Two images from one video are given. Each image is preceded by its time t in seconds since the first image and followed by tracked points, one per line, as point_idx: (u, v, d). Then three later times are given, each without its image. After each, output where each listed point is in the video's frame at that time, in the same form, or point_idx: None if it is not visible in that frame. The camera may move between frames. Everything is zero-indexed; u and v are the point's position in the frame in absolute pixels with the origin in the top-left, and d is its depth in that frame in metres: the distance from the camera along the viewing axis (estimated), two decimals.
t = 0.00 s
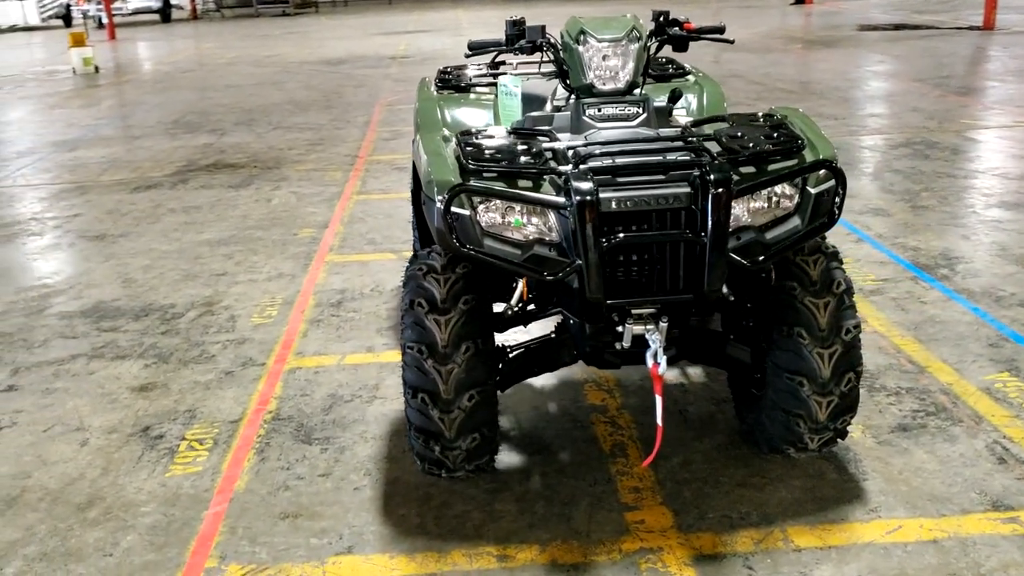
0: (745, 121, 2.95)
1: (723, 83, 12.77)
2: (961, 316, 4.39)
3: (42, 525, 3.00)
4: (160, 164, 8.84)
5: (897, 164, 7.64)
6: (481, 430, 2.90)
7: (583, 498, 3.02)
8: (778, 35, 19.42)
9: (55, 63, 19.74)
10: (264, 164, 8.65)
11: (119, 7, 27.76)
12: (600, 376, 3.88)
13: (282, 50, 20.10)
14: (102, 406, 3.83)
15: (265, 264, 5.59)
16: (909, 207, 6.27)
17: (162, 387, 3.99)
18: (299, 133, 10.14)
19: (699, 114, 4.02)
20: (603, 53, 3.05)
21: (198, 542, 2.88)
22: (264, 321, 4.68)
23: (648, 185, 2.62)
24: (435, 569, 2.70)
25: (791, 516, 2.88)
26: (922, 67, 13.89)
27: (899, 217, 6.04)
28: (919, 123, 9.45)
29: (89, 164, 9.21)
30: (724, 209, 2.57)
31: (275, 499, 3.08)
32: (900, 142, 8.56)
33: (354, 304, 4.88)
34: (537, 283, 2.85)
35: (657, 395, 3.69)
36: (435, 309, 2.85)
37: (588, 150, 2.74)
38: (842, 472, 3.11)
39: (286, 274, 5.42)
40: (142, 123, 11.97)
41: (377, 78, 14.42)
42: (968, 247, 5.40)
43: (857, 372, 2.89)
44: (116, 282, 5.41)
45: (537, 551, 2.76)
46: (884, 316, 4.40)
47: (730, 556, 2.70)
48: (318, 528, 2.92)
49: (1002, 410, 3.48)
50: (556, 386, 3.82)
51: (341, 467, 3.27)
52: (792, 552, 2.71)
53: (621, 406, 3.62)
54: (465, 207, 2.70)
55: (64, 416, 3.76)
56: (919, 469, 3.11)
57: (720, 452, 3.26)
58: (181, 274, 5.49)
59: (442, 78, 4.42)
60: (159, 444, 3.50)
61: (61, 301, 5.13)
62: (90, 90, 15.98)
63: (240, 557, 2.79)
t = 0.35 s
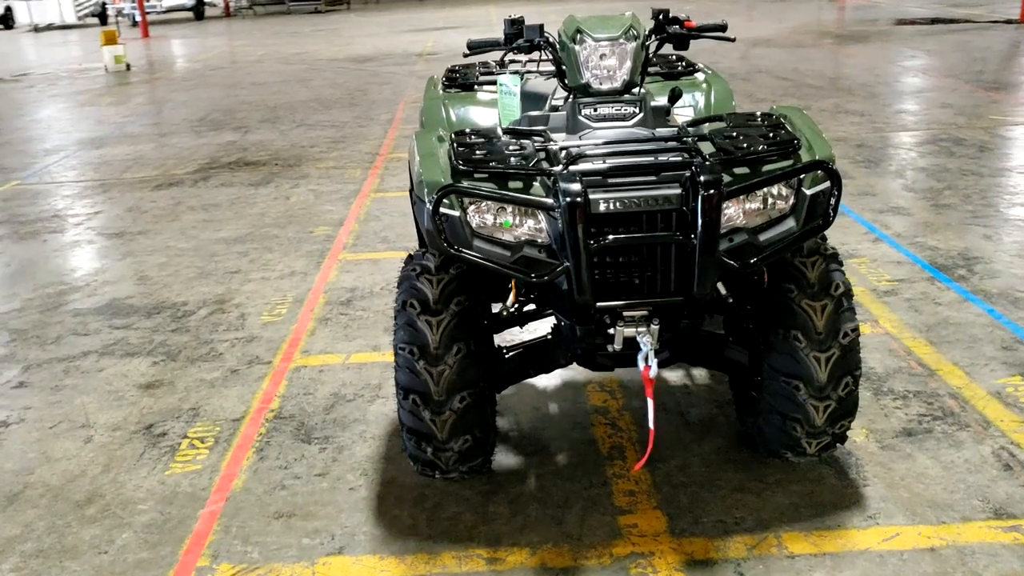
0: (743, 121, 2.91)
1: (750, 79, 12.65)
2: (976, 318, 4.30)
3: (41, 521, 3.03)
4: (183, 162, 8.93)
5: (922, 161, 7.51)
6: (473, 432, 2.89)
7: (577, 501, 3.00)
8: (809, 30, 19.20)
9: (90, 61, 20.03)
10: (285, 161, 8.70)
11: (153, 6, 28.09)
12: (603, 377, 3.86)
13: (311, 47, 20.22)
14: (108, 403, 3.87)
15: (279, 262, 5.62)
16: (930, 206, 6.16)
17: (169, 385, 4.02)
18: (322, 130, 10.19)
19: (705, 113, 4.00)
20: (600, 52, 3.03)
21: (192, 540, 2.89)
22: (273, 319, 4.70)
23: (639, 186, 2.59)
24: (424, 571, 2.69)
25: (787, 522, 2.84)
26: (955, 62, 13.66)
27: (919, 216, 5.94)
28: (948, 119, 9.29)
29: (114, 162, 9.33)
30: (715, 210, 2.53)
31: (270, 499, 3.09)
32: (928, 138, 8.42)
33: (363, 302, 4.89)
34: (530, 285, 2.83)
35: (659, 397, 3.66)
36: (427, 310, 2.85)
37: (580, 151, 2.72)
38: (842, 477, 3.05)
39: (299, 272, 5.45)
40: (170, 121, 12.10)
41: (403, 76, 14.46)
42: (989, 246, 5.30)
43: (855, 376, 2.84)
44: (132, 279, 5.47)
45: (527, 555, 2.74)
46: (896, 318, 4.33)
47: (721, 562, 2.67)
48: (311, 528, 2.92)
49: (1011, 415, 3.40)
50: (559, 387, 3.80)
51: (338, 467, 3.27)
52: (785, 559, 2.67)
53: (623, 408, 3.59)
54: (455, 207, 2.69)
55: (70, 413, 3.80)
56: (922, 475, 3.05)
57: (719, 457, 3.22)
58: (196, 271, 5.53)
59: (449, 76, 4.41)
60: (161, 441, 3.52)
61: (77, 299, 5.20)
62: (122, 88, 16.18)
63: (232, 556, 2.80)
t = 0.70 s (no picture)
0: (735, 120, 2.87)
1: (769, 76, 12.54)
2: (983, 320, 4.24)
3: (32, 516, 3.05)
4: (197, 158, 8.97)
5: (938, 160, 7.41)
6: (460, 432, 2.87)
7: (566, 502, 2.98)
8: (832, 26, 19.02)
9: (112, 57, 20.21)
10: (298, 157, 8.72)
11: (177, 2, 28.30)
12: (601, 377, 3.83)
13: (331, 44, 20.28)
14: (107, 398, 3.89)
15: (285, 259, 5.63)
16: (944, 205, 6.07)
17: (167, 381, 4.04)
18: (337, 127, 10.20)
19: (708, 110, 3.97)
20: (593, 50, 3.00)
21: (179, 537, 2.90)
22: (275, 316, 4.71)
23: (624, 186, 2.56)
24: (408, 572, 2.68)
25: (776, 526, 2.81)
26: (979, 58, 13.48)
27: (932, 215, 5.86)
28: (968, 117, 9.17)
29: (130, 158, 9.39)
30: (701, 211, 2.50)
31: (260, 496, 3.09)
32: (946, 136, 8.31)
33: (365, 300, 4.89)
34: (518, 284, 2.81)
35: (656, 398, 3.63)
36: (414, 309, 2.83)
37: (568, 150, 2.69)
38: (835, 481, 3.01)
39: (304, 269, 5.46)
40: (187, 117, 12.17)
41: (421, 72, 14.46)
42: (1001, 247, 5.22)
43: (847, 380, 2.79)
44: (139, 275, 5.50)
45: (512, 556, 2.73)
46: (901, 319, 4.27)
47: (707, 566, 2.64)
48: (298, 527, 2.92)
49: (1013, 420, 3.34)
50: (555, 386, 3.77)
51: (330, 466, 3.27)
52: (771, 564, 2.63)
53: (618, 408, 3.57)
54: (440, 206, 2.67)
55: (69, 408, 3.82)
56: (917, 480, 3.01)
57: (712, 459, 3.18)
58: (202, 268, 5.55)
59: (451, 73, 4.39)
60: (156, 438, 3.53)
61: (83, 294, 5.23)
62: (143, 83, 16.31)
63: (218, 554, 2.80)
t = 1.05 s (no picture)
0: (720, 118, 2.84)
1: (783, 74, 12.46)
2: (981, 321, 4.19)
3: (17, 509, 3.07)
4: (207, 154, 9.02)
5: (948, 159, 7.34)
6: (441, 430, 2.87)
7: (548, 501, 2.97)
8: (850, 23, 18.88)
9: (130, 53, 20.35)
10: (306, 153, 8.74)
11: None
12: (591, 376, 3.81)
13: (347, 40, 20.32)
14: (100, 392, 3.91)
15: (285, 255, 5.65)
16: (951, 205, 6.01)
17: (161, 376, 4.06)
18: (347, 123, 10.23)
19: (703, 107, 3.92)
20: (578, 47, 2.99)
21: (161, 532, 2.91)
22: (272, 311, 4.73)
23: (602, 185, 2.54)
24: (385, 569, 2.68)
25: (757, 528, 2.79)
26: (997, 56, 13.34)
27: (937, 215, 5.80)
28: (982, 116, 9.07)
29: (142, 153, 9.46)
30: (679, 210, 2.48)
31: (243, 492, 3.10)
32: (959, 135, 8.22)
33: (362, 296, 4.89)
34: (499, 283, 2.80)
35: (645, 398, 3.61)
36: (396, 306, 2.83)
37: (548, 148, 2.68)
38: (819, 483, 2.99)
39: (304, 265, 5.47)
40: (201, 113, 12.24)
41: (434, 69, 14.47)
42: (1006, 248, 5.15)
43: (829, 381, 2.77)
44: (141, 270, 5.53)
45: (489, 555, 2.72)
46: (898, 320, 4.23)
47: (684, 567, 2.62)
48: (279, 523, 2.93)
49: (1004, 423, 3.30)
50: (545, 385, 3.76)
51: (315, 462, 3.27)
52: (750, 566, 2.62)
53: (607, 407, 3.55)
54: (420, 204, 2.67)
55: (62, 402, 3.85)
56: (903, 483, 2.98)
57: (697, 460, 3.17)
58: (203, 263, 5.58)
59: (446, 70, 4.36)
60: (146, 432, 3.55)
61: (84, 289, 5.27)
62: (160, 79, 16.41)
63: (198, 549, 2.81)
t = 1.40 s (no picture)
0: (697, 118, 2.84)
1: (796, 71, 12.39)
2: (974, 323, 4.16)
3: (2, 500, 3.12)
4: (216, 150, 9.08)
5: (956, 158, 7.27)
6: (417, 427, 2.88)
7: (524, 499, 2.98)
8: (868, 21, 18.73)
9: (149, 49, 20.50)
10: (314, 149, 8.78)
11: None
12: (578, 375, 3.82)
13: (364, 36, 20.38)
14: (92, 386, 3.96)
15: (285, 251, 5.68)
16: (954, 205, 5.96)
17: (153, 370, 4.10)
18: (357, 119, 10.27)
19: (695, 105, 3.91)
20: (558, 46, 3.01)
21: (141, 524, 2.94)
22: (267, 307, 4.76)
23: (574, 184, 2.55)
24: (357, 564, 2.70)
25: (730, 528, 2.78)
26: (1016, 54, 13.19)
27: (939, 215, 5.76)
28: (994, 114, 8.98)
29: (152, 149, 9.53)
30: (649, 209, 2.48)
31: (224, 486, 3.13)
32: (969, 134, 8.14)
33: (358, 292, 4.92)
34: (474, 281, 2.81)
35: (630, 397, 3.61)
36: (372, 303, 2.85)
37: (522, 147, 2.68)
38: (797, 484, 2.98)
39: (303, 261, 5.50)
40: (214, 109, 12.32)
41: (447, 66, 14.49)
42: (1006, 248, 5.11)
43: (804, 382, 2.76)
44: (142, 265, 5.59)
45: (461, 552, 2.73)
46: (890, 321, 4.20)
47: (654, 566, 2.63)
48: (257, 517, 2.96)
49: (989, 425, 3.28)
50: (531, 382, 3.77)
51: (297, 457, 3.30)
52: (719, 566, 2.62)
53: (591, 406, 3.56)
54: (394, 202, 2.68)
55: (54, 395, 3.90)
56: (881, 485, 2.96)
57: (677, 459, 3.17)
58: (203, 259, 5.62)
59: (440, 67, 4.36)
60: (134, 425, 3.59)
61: (85, 284, 5.33)
62: (177, 74, 16.53)
63: (175, 542, 2.84)
